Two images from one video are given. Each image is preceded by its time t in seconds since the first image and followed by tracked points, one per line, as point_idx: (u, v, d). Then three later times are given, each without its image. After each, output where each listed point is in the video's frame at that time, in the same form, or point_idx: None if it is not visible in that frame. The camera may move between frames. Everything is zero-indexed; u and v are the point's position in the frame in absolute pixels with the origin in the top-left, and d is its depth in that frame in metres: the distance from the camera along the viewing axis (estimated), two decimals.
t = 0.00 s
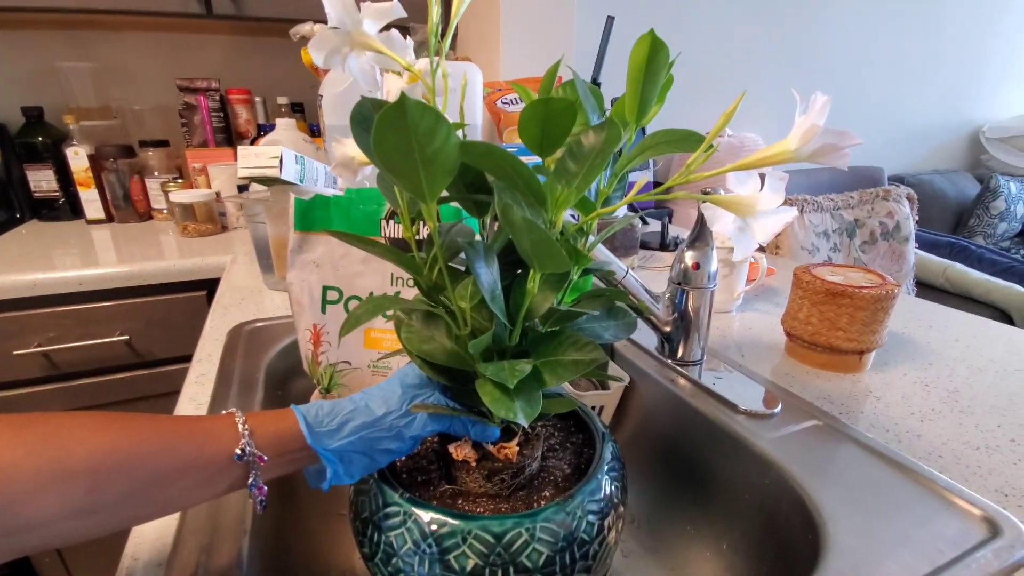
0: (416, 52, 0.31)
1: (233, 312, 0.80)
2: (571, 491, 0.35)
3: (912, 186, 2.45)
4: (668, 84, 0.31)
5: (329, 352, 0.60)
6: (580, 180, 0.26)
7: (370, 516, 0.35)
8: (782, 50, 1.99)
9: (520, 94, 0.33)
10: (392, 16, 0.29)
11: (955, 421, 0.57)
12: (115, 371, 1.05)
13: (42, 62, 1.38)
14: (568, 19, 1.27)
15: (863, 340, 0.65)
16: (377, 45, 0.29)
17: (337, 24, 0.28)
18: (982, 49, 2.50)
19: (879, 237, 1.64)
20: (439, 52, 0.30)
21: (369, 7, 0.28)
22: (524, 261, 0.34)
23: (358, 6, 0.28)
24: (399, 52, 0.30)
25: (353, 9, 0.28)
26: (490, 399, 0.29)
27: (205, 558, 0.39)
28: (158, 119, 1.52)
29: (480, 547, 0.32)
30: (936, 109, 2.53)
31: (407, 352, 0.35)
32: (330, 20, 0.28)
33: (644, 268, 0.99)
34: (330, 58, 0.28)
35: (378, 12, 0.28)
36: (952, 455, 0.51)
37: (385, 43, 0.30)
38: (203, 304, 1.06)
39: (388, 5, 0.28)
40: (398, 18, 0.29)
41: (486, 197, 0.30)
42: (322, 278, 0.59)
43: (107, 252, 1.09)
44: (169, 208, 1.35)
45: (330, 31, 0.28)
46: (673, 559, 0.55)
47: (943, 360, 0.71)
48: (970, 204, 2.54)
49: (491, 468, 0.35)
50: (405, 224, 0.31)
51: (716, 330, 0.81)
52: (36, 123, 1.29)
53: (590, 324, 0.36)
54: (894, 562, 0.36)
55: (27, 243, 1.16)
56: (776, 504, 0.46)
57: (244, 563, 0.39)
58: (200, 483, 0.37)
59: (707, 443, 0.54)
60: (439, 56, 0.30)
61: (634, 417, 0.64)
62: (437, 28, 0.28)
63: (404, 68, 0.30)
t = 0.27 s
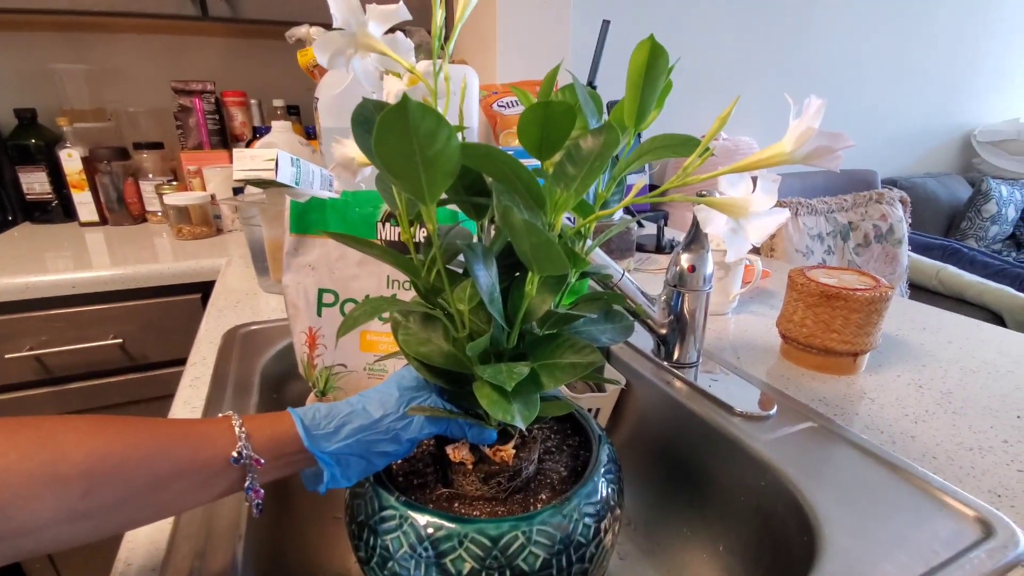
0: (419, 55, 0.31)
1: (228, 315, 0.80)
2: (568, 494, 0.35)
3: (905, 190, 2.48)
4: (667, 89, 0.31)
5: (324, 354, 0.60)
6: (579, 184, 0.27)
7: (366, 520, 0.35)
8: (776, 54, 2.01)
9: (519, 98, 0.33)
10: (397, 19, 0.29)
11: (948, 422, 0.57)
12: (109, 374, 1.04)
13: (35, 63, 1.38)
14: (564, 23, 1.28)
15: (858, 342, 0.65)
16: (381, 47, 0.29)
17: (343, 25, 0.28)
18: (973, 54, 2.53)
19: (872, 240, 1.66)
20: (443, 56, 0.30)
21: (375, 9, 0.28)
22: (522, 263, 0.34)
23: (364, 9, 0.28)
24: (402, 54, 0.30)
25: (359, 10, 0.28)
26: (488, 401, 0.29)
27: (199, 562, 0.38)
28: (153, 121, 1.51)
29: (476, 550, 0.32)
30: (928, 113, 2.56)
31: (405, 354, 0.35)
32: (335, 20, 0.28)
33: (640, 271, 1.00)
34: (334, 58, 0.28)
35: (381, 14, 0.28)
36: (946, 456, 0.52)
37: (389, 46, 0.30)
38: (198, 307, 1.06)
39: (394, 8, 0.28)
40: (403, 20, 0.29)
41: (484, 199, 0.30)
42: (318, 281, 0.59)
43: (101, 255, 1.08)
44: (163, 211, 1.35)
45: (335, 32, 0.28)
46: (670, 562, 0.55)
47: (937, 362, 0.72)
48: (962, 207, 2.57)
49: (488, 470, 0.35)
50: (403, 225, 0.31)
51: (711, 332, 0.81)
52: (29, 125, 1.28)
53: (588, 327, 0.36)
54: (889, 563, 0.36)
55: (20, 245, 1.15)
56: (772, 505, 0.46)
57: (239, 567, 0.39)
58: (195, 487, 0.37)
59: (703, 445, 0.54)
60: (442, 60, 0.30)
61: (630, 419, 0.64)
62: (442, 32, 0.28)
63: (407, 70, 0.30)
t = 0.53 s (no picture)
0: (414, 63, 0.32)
1: (225, 321, 0.79)
2: (565, 499, 0.35)
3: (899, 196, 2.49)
4: (663, 96, 0.31)
5: (321, 360, 0.60)
6: (575, 190, 0.27)
7: (363, 526, 0.35)
8: (771, 61, 2.03)
9: (516, 104, 0.33)
10: (389, 27, 0.29)
11: (944, 427, 0.58)
12: (104, 380, 1.03)
13: (33, 69, 1.38)
14: (561, 30, 1.29)
15: (853, 347, 0.65)
16: (375, 54, 0.29)
17: (336, 34, 0.28)
18: (966, 62, 2.55)
19: (867, 245, 1.67)
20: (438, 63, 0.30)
21: (368, 17, 0.28)
22: (519, 269, 0.34)
23: (358, 17, 0.28)
24: (398, 61, 0.31)
25: (353, 19, 0.28)
26: (484, 407, 0.29)
27: (194, 569, 0.38)
28: (150, 126, 1.51)
29: (473, 556, 0.32)
30: (922, 120, 2.58)
31: (402, 359, 0.35)
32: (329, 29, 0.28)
33: (637, 276, 1.00)
34: (329, 67, 0.29)
35: (375, 22, 0.29)
36: (941, 461, 0.52)
37: (384, 54, 0.30)
38: (194, 313, 1.05)
39: (387, 15, 0.29)
40: (396, 28, 0.30)
41: (481, 205, 0.30)
42: (315, 286, 0.59)
43: (97, 260, 1.08)
44: (160, 216, 1.35)
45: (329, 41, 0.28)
46: (667, 567, 0.55)
47: (932, 367, 0.72)
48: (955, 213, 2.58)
49: (485, 476, 0.35)
50: (401, 231, 0.31)
51: (708, 337, 0.82)
52: (26, 130, 1.28)
53: (584, 332, 0.36)
54: (886, 568, 0.36)
55: (15, 251, 1.15)
56: (769, 510, 0.46)
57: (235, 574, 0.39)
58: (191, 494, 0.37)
59: (700, 450, 0.55)
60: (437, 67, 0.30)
61: (627, 424, 0.64)
62: (436, 39, 0.29)
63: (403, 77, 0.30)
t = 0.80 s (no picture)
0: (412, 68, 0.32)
1: (219, 326, 0.79)
2: (561, 506, 0.34)
3: (894, 201, 2.51)
4: (656, 101, 0.31)
5: (316, 365, 0.60)
6: (570, 195, 0.27)
7: (357, 534, 0.35)
8: (765, 67, 2.04)
9: (510, 109, 0.33)
10: (386, 30, 0.29)
11: (940, 432, 0.58)
12: (97, 386, 1.02)
13: (28, 74, 1.37)
14: (557, 36, 1.29)
15: (849, 351, 0.65)
16: (371, 57, 0.29)
17: (333, 36, 0.28)
18: (958, 69, 2.58)
19: (863, 250, 1.67)
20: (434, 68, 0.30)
21: (364, 20, 0.28)
22: (514, 273, 0.34)
23: (355, 20, 0.28)
24: (393, 65, 0.30)
25: (350, 22, 0.28)
26: (480, 412, 0.29)
27: None
28: (146, 131, 1.51)
29: (469, 564, 0.31)
30: (915, 126, 2.60)
31: (396, 364, 0.34)
32: (326, 32, 0.28)
33: (633, 281, 1.00)
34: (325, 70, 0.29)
35: (371, 26, 0.29)
36: (938, 466, 0.52)
37: (381, 57, 0.30)
38: (189, 318, 1.05)
39: (384, 19, 0.29)
40: (393, 32, 0.30)
41: (477, 209, 0.30)
42: (310, 291, 0.59)
43: (91, 265, 1.07)
44: (155, 221, 1.34)
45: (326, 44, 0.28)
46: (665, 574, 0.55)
47: (927, 371, 0.72)
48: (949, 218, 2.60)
49: (480, 482, 0.34)
50: (395, 236, 0.31)
51: (704, 342, 0.81)
52: (20, 135, 1.27)
53: (580, 337, 0.36)
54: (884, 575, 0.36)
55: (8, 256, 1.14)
56: (767, 517, 0.46)
57: None
58: (182, 501, 0.36)
59: (697, 455, 0.54)
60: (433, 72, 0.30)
61: (624, 430, 0.64)
62: (433, 43, 0.28)
63: (398, 81, 0.30)
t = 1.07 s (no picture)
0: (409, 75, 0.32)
1: (215, 329, 0.79)
2: (559, 510, 0.34)
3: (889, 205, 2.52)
4: (650, 105, 0.32)
5: (313, 368, 0.60)
6: (565, 197, 0.27)
7: (354, 538, 0.34)
8: (762, 72, 2.05)
9: (506, 113, 0.33)
10: (383, 40, 0.29)
11: (937, 434, 0.58)
12: (92, 390, 1.02)
13: (25, 77, 1.37)
14: (555, 41, 1.30)
15: (846, 355, 0.65)
16: (367, 66, 0.29)
17: (330, 46, 0.28)
18: (953, 74, 2.60)
19: (859, 254, 1.68)
20: (429, 73, 0.30)
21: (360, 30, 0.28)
22: (510, 276, 0.34)
23: (351, 29, 0.28)
24: (390, 72, 0.30)
25: (347, 31, 0.28)
26: (477, 414, 0.29)
27: None
28: (143, 134, 1.51)
29: (466, 569, 0.31)
30: (910, 130, 2.62)
31: (393, 367, 0.34)
32: (323, 41, 0.28)
33: (630, 285, 1.00)
34: (322, 78, 0.29)
35: (368, 35, 0.29)
36: (935, 469, 0.52)
37: (377, 66, 0.30)
38: (185, 322, 1.04)
39: (380, 28, 0.29)
40: (389, 41, 0.30)
41: (473, 212, 0.30)
42: (307, 294, 0.59)
43: (87, 268, 1.07)
44: (152, 224, 1.34)
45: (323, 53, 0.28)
46: None
47: (924, 374, 0.72)
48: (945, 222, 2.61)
49: (477, 486, 0.35)
50: (392, 239, 0.31)
51: (702, 345, 0.82)
52: (18, 137, 1.27)
53: (577, 339, 0.36)
54: None
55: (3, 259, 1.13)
56: (764, 521, 0.46)
57: None
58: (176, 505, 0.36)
59: (695, 459, 0.54)
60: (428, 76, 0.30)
61: (622, 434, 0.64)
62: (428, 50, 0.29)
63: (394, 88, 0.30)
